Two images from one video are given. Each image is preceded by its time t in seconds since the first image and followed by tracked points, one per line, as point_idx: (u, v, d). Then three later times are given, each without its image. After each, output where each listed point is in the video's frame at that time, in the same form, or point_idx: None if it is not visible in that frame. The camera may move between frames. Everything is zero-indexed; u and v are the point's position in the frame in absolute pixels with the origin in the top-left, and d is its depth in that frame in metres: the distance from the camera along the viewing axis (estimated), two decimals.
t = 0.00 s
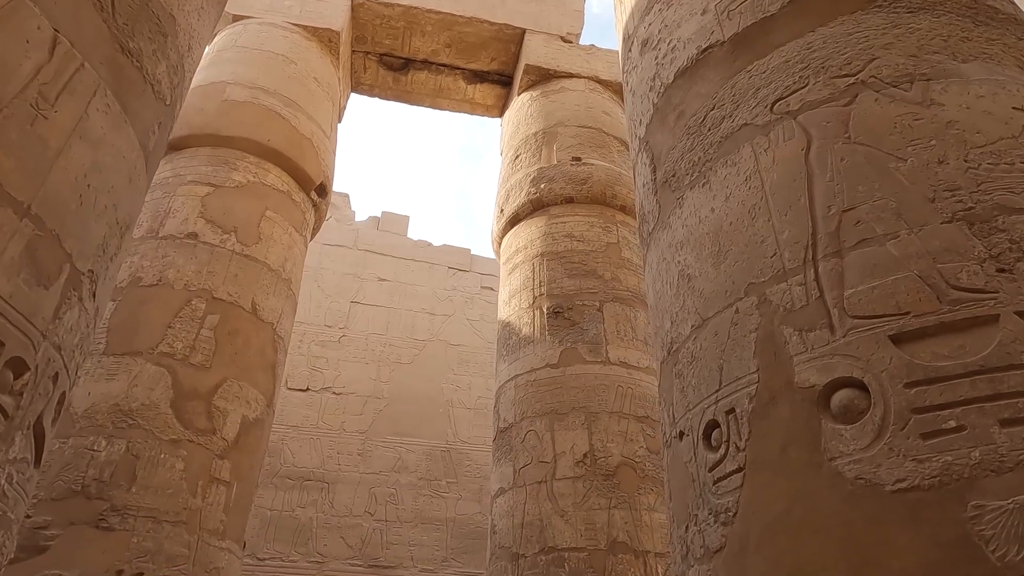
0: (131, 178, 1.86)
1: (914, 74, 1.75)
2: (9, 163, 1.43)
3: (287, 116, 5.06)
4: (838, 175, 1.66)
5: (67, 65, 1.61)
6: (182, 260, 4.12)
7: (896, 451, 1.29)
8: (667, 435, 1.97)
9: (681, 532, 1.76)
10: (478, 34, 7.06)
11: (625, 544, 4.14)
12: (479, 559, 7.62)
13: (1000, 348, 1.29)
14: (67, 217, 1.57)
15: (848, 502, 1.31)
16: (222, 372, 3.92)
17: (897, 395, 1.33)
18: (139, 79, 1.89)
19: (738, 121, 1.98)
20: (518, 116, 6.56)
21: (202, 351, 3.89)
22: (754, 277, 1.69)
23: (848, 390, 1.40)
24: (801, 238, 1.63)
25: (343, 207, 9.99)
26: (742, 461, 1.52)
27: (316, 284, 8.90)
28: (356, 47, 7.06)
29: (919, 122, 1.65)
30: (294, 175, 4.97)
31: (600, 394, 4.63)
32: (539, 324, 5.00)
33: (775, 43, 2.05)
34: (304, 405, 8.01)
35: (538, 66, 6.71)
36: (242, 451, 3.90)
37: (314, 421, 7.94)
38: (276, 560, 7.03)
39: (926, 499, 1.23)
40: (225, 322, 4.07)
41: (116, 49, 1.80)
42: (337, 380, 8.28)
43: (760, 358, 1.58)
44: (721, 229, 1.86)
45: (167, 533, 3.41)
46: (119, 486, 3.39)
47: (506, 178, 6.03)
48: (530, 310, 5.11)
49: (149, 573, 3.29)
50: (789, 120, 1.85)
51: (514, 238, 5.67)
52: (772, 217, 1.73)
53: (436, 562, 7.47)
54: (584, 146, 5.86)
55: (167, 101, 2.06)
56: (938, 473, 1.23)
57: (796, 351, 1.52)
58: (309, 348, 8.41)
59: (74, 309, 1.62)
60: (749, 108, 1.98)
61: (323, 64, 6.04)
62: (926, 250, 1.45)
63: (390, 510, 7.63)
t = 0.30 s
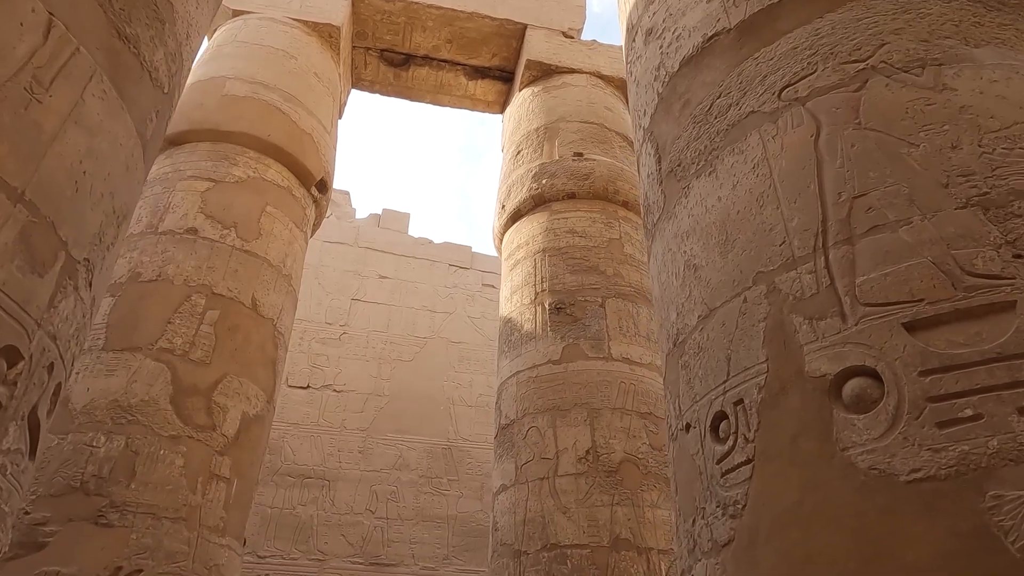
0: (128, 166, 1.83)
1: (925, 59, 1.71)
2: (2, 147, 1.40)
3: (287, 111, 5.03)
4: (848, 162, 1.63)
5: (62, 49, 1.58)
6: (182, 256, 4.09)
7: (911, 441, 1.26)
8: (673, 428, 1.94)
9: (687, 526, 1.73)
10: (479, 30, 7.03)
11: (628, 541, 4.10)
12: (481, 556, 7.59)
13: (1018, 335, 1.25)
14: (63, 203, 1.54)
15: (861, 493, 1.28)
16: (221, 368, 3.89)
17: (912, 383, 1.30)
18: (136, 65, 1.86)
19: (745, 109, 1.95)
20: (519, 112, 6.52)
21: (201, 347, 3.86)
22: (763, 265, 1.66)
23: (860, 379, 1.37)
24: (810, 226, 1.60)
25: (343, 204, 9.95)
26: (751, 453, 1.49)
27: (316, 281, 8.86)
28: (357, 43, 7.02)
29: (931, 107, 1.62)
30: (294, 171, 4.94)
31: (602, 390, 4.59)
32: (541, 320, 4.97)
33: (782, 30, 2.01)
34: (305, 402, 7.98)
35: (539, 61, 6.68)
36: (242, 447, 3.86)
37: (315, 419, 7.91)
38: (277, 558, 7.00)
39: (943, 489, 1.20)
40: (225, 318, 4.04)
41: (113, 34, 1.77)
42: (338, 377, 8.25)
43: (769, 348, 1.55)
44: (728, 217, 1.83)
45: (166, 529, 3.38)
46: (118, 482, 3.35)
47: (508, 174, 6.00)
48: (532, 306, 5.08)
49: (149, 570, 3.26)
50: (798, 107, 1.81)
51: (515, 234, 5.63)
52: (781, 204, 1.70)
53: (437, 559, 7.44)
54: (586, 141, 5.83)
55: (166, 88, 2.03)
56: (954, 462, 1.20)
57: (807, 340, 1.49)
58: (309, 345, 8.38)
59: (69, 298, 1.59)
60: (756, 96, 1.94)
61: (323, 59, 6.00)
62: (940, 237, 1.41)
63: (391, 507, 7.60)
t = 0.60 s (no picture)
0: (124, 155, 1.79)
1: (937, 44, 1.66)
2: None
3: (287, 107, 5.00)
4: (858, 148, 1.60)
5: (56, 33, 1.55)
6: (181, 251, 4.06)
7: (926, 431, 1.23)
8: (679, 420, 1.90)
9: (694, 520, 1.70)
10: (480, 25, 7.00)
11: (631, 538, 4.06)
12: (482, 554, 7.56)
13: None
14: (56, 191, 1.51)
15: (875, 484, 1.25)
16: (221, 364, 3.86)
17: (926, 372, 1.27)
18: (132, 52, 1.82)
19: (751, 96, 1.92)
20: (520, 107, 6.49)
21: (201, 343, 3.83)
22: (771, 254, 1.63)
23: (873, 368, 1.34)
24: (820, 213, 1.57)
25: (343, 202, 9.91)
26: (760, 445, 1.46)
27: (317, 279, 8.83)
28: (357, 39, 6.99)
29: (943, 93, 1.58)
30: (294, 166, 4.90)
31: (604, 386, 4.56)
32: (543, 316, 4.93)
33: (790, 16, 1.97)
34: (305, 400, 7.95)
35: (540, 57, 6.64)
36: (241, 444, 3.83)
37: (315, 417, 7.88)
38: (277, 556, 6.97)
39: (960, 480, 1.17)
40: (224, 313, 4.01)
41: (109, 19, 1.74)
42: (338, 375, 8.22)
43: (778, 337, 1.52)
44: (735, 206, 1.80)
45: (165, 526, 3.35)
46: (117, 478, 3.32)
47: (509, 170, 5.97)
48: (533, 302, 5.05)
49: (147, 567, 3.22)
50: (806, 93, 1.78)
51: (517, 230, 5.60)
52: (789, 192, 1.66)
53: (438, 558, 7.41)
54: (588, 137, 5.79)
55: (163, 77, 1.99)
56: (971, 453, 1.18)
57: (817, 329, 1.45)
58: (310, 343, 8.35)
59: (63, 288, 1.56)
60: (763, 83, 1.91)
61: (323, 54, 5.97)
62: (954, 223, 1.38)
63: (392, 505, 7.57)
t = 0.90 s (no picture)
0: (121, 144, 1.76)
1: (949, 29, 1.63)
2: None
3: (287, 102, 4.97)
4: (869, 135, 1.57)
5: (49, 17, 1.52)
6: (180, 247, 4.03)
7: (942, 422, 1.20)
8: (684, 414, 1.87)
9: (701, 516, 1.67)
10: (480, 21, 6.96)
11: (633, 536, 4.03)
12: (483, 553, 7.53)
13: None
14: (50, 178, 1.48)
15: (889, 477, 1.22)
16: (220, 361, 3.83)
17: (941, 361, 1.24)
18: (129, 39, 1.79)
19: (759, 85, 1.89)
20: (521, 104, 6.46)
21: (200, 339, 3.80)
22: (780, 244, 1.60)
23: (886, 358, 1.31)
24: (830, 202, 1.54)
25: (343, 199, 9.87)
26: (770, 438, 1.43)
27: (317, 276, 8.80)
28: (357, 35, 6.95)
29: (956, 79, 1.55)
30: (294, 162, 4.87)
31: (606, 383, 4.53)
32: (545, 313, 4.90)
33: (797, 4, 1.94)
34: (306, 398, 7.92)
35: (542, 53, 6.61)
36: (240, 441, 3.80)
37: (316, 415, 7.84)
38: (277, 554, 6.94)
39: (978, 472, 1.14)
40: (224, 310, 3.98)
41: (104, 5, 1.71)
42: (338, 373, 8.19)
43: (787, 328, 1.49)
44: (743, 196, 1.76)
45: (164, 523, 3.32)
46: (115, 475, 3.29)
47: (510, 166, 5.94)
48: (535, 299, 5.01)
49: (146, 565, 3.19)
50: (815, 81, 1.75)
51: (518, 226, 5.57)
52: (798, 181, 1.63)
53: (438, 556, 7.38)
54: (590, 133, 5.76)
55: (160, 65, 1.96)
56: (989, 444, 1.15)
57: (828, 319, 1.42)
58: (310, 341, 8.32)
59: (58, 278, 1.52)
60: (771, 71, 1.88)
61: (323, 50, 5.94)
62: (969, 210, 1.35)
63: (393, 503, 7.54)
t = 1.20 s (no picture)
0: (115, 132, 1.73)
1: (961, 14, 1.59)
2: None
3: (286, 99, 4.94)
4: (879, 122, 1.53)
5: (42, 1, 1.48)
6: (178, 243, 4.00)
7: (958, 412, 1.17)
8: (690, 409, 1.84)
9: (707, 512, 1.64)
10: (481, 18, 6.93)
11: (635, 534, 4.00)
12: (484, 552, 7.49)
13: None
14: (41, 164, 1.44)
15: (904, 470, 1.19)
16: (219, 358, 3.79)
17: (957, 351, 1.20)
18: (123, 26, 1.76)
19: (765, 73, 1.85)
20: (522, 100, 6.43)
21: (198, 337, 3.76)
22: (788, 233, 1.56)
23: (900, 348, 1.28)
24: (840, 190, 1.51)
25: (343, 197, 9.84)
26: (779, 431, 1.40)
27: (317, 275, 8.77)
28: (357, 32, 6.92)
29: (968, 64, 1.51)
30: (294, 158, 4.84)
31: (608, 380, 4.49)
32: (546, 310, 4.87)
33: None
34: (305, 396, 7.88)
35: (543, 49, 6.57)
36: (239, 439, 3.76)
37: (315, 413, 7.81)
38: (277, 553, 6.90)
39: (995, 463, 1.11)
40: (222, 307, 3.94)
41: None
42: (338, 371, 8.16)
43: (797, 319, 1.46)
44: (750, 185, 1.73)
45: (162, 522, 3.29)
46: (113, 473, 3.25)
47: (511, 163, 5.91)
48: (536, 296, 4.98)
49: (144, 563, 3.16)
50: (823, 68, 1.72)
51: (519, 223, 5.53)
52: (807, 169, 1.60)
53: (438, 555, 7.34)
54: (591, 129, 5.73)
55: (156, 54, 1.93)
56: (1007, 435, 1.12)
57: (838, 309, 1.39)
58: (310, 339, 8.29)
59: (50, 268, 1.49)
60: (778, 59, 1.84)
61: (323, 46, 5.91)
62: (984, 197, 1.32)
63: (393, 502, 7.51)
